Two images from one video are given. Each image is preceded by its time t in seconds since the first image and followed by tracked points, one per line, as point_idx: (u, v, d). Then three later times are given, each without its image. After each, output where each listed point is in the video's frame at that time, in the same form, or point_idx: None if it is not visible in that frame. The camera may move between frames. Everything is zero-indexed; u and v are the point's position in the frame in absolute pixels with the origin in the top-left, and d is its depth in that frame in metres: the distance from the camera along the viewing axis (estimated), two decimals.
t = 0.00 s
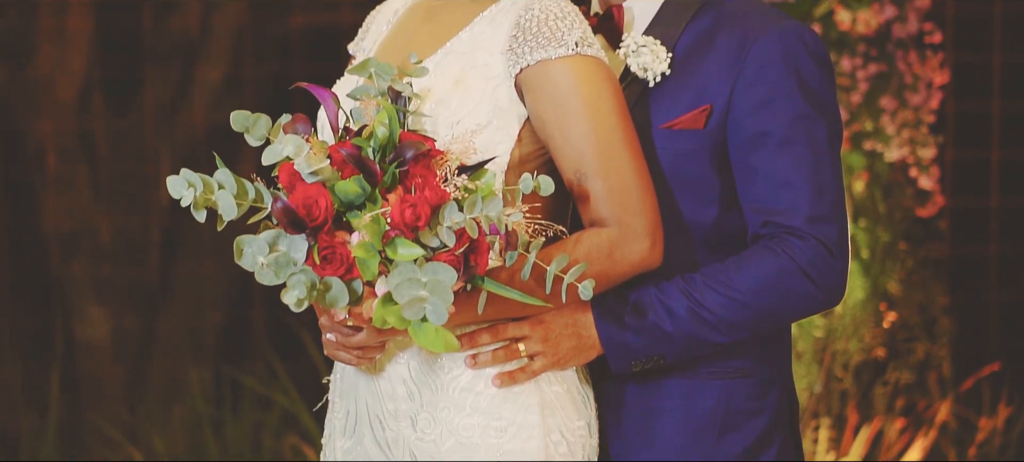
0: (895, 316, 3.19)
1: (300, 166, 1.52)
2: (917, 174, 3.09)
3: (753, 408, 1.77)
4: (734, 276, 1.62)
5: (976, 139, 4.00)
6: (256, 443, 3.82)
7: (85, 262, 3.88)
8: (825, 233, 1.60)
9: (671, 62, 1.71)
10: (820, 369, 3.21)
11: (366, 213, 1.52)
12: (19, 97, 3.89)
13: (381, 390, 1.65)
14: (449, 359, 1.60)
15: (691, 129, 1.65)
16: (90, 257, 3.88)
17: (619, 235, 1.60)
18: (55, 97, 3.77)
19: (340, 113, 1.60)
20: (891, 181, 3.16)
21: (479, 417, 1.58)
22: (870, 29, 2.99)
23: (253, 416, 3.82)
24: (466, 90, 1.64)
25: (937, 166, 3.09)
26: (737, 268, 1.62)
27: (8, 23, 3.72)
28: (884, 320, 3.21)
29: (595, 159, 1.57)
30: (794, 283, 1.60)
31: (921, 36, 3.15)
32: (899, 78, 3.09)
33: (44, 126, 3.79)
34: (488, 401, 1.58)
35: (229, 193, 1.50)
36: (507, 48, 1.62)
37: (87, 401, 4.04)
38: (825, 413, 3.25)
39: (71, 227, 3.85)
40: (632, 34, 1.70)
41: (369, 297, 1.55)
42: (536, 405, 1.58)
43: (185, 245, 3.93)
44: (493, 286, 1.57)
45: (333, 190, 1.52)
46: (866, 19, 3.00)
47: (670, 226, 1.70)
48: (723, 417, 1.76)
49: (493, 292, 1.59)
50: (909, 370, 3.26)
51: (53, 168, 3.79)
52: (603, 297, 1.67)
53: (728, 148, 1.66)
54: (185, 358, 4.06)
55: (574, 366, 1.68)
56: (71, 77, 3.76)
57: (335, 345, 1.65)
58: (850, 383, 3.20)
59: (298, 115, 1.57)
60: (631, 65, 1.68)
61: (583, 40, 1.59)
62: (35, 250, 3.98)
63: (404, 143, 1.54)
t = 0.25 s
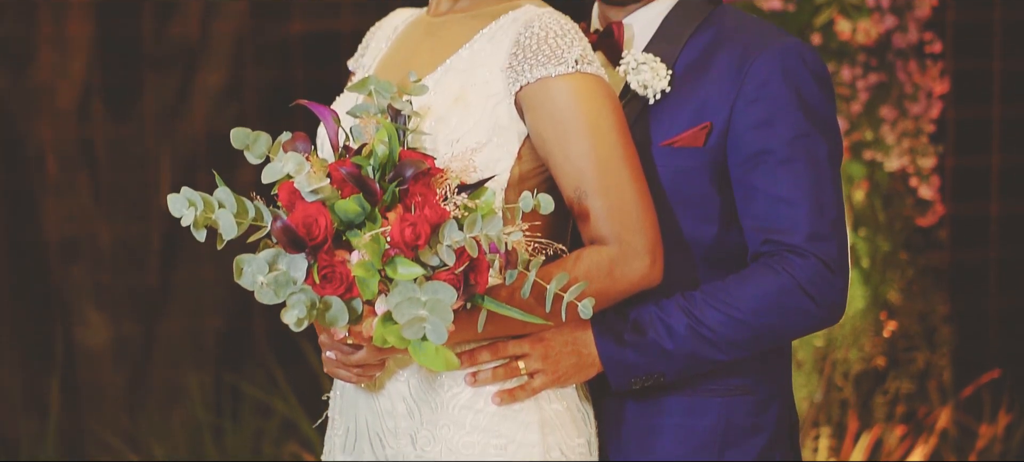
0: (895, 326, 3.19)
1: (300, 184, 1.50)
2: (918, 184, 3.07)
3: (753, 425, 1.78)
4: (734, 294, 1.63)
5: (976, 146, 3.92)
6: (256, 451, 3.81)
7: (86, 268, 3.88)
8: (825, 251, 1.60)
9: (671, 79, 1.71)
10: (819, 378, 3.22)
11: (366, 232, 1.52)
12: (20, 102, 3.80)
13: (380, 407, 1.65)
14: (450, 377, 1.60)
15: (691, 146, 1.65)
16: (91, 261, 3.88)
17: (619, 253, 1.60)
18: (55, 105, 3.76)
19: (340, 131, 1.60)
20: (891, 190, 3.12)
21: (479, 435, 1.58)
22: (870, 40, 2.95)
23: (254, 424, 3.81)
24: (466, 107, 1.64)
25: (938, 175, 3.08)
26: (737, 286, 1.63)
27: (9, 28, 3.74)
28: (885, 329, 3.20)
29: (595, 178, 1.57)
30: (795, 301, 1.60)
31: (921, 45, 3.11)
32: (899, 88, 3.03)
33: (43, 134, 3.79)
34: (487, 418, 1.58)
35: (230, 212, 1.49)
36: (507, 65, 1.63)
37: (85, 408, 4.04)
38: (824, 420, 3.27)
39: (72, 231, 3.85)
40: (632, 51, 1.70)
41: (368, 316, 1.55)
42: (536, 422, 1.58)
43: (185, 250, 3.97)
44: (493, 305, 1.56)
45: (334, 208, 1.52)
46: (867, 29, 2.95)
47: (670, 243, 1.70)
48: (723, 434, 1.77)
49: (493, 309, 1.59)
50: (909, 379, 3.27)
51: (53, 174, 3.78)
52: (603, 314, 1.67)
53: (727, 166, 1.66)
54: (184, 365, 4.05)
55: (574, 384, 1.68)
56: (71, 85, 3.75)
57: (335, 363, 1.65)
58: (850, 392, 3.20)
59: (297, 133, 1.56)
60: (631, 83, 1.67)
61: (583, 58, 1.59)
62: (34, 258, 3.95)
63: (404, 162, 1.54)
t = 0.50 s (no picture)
0: (895, 336, 3.18)
1: (300, 203, 1.51)
2: (918, 194, 3.07)
3: (753, 442, 1.79)
4: (734, 311, 1.63)
5: (975, 152, 3.89)
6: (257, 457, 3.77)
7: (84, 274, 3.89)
8: (825, 269, 1.60)
9: (671, 96, 1.71)
10: (819, 387, 3.20)
11: (366, 251, 1.51)
12: (19, 103, 3.85)
13: (380, 425, 1.65)
14: (450, 395, 1.60)
15: (692, 164, 1.65)
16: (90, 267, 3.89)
17: (619, 271, 1.60)
18: (55, 108, 3.76)
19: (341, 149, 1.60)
20: (892, 199, 3.11)
21: (479, 453, 1.57)
22: (870, 50, 2.95)
23: (253, 430, 3.77)
24: (466, 124, 1.64)
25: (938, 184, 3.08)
26: (737, 303, 1.63)
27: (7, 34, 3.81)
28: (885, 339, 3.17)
29: (595, 195, 1.57)
30: (795, 319, 1.60)
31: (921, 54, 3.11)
32: (899, 97, 3.03)
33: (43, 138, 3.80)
34: (488, 436, 1.57)
35: (229, 231, 1.50)
36: (507, 83, 1.63)
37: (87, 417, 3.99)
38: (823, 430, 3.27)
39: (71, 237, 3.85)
40: (632, 68, 1.71)
41: (368, 335, 1.55)
42: (536, 439, 1.57)
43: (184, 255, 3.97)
44: (493, 324, 1.56)
45: (333, 227, 1.52)
46: (866, 39, 2.94)
47: (670, 260, 1.70)
48: (723, 450, 1.78)
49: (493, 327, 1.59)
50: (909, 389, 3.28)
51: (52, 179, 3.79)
52: (603, 332, 1.67)
53: (727, 183, 1.66)
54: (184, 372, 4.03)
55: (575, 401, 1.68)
56: (71, 88, 3.75)
57: (334, 380, 1.64)
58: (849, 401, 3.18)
59: (297, 152, 1.57)
60: (631, 100, 1.68)
61: (583, 75, 1.59)
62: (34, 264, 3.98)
63: (404, 180, 1.54)
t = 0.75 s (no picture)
0: (894, 345, 3.17)
1: (300, 222, 1.51)
2: (917, 203, 3.09)
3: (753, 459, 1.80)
4: (734, 329, 1.63)
5: (976, 157, 3.83)
6: None
7: (86, 281, 3.85)
8: (825, 286, 1.61)
9: (671, 113, 1.71)
10: (820, 394, 3.20)
11: (365, 270, 1.51)
12: (20, 110, 3.84)
13: (381, 442, 1.65)
14: (450, 412, 1.59)
15: (692, 181, 1.65)
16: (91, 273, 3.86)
17: (619, 288, 1.60)
18: (57, 118, 3.66)
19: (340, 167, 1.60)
20: (893, 209, 3.11)
21: None
22: (871, 59, 2.95)
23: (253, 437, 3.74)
24: (466, 141, 1.64)
25: (937, 193, 3.09)
26: (737, 321, 1.63)
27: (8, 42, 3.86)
28: (885, 349, 3.17)
29: (595, 212, 1.57)
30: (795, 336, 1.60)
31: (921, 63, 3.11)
32: (899, 106, 3.04)
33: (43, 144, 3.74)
34: (487, 454, 1.57)
35: (229, 250, 1.50)
36: (507, 100, 1.63)
37: (88, 422, 3.94)
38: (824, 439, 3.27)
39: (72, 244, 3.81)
40: (632, 84, 1.70)
41: (368, 354, 1.55)
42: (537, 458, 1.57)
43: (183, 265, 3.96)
44: (492, 343, 1.56)
45: (333, 245, 1.52)
46: (867, 48, 2.95)
47: (670, 278, 1.70)
48: None
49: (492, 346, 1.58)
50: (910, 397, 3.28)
51: (53, 183, 3.74)
52: (603, 349, 1.66)
53: (728, 200, 1.67)
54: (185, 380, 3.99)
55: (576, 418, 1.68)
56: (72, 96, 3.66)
57: (335, 397, 1.64)
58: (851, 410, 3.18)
59: (297, 170, 1.56)
60: (631, 117, 1.67)
61: (583, 92, 1.59)
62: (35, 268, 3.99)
63: (404, 198, 1.54)
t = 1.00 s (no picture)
0: (894, 353, 3.18)
1: (298, 240, 1.49)
2: (918, 213, 3.05)
3: None
4: (734, 346, 1.64)
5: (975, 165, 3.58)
6: None
7: (86, 285, 3.97)
8: (825, 303, 1.62)
9: (671, 130, 1.71)
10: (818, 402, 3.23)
11: (364, 288, 1.51)
12: (19, 118, 3.83)
13: (380, 458, 1.65)
14: (450, 430, 1.59)
15: (692, 198, 1.67)
16: (93, 278, 3.97)
17: (619, 306, 1.59)
18: (56, 123, 3.80)
19: (339, 184, 1.60)
20: (893, 217, 3.11)
21: None
22: (871, 69, 2.93)
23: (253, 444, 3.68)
24: (466, 158, 1.64)
25: (938, 203, 3.06)
26: (737, 338, 1.64)
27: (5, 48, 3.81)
28: (886, 357, 3.17)
29: (594, 229, 1.57)
30: (794, 355, 1.62)
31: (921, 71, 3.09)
32: (899, 115, 3.03)
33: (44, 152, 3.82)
34: None
35: (229, 267, 1.49)
36: (507, 116, 1.63)
37: (88, 422, 3.94)
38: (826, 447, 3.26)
39: (73, 249, 3.93)
40: (632, 101, 1.71)
41: (368, 372, 1.56)
42: None
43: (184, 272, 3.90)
44: (491, 360, 1.55)
45: (333, 264, 1.51)
46: (867, 57, 2.93)
47: (670, 295, 1.71)
48: None
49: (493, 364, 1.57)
50: (911, 406, 3.28)
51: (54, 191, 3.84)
52: (603, 366, 1.66)
53: (728, 217, 1.68)
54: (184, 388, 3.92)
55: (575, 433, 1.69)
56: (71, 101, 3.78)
57: (334, 414, 1.64)
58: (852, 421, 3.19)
59: (295, 188, 1.56)
60: (630, 133, 1.68)
61: (582, 109, 1.59)
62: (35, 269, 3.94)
63: (404, 215, 1.54)
